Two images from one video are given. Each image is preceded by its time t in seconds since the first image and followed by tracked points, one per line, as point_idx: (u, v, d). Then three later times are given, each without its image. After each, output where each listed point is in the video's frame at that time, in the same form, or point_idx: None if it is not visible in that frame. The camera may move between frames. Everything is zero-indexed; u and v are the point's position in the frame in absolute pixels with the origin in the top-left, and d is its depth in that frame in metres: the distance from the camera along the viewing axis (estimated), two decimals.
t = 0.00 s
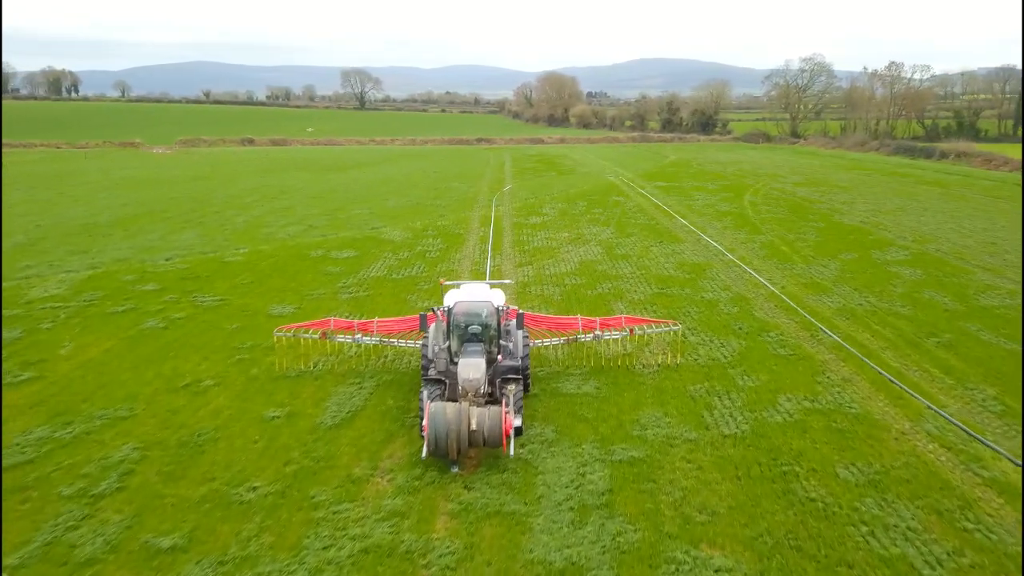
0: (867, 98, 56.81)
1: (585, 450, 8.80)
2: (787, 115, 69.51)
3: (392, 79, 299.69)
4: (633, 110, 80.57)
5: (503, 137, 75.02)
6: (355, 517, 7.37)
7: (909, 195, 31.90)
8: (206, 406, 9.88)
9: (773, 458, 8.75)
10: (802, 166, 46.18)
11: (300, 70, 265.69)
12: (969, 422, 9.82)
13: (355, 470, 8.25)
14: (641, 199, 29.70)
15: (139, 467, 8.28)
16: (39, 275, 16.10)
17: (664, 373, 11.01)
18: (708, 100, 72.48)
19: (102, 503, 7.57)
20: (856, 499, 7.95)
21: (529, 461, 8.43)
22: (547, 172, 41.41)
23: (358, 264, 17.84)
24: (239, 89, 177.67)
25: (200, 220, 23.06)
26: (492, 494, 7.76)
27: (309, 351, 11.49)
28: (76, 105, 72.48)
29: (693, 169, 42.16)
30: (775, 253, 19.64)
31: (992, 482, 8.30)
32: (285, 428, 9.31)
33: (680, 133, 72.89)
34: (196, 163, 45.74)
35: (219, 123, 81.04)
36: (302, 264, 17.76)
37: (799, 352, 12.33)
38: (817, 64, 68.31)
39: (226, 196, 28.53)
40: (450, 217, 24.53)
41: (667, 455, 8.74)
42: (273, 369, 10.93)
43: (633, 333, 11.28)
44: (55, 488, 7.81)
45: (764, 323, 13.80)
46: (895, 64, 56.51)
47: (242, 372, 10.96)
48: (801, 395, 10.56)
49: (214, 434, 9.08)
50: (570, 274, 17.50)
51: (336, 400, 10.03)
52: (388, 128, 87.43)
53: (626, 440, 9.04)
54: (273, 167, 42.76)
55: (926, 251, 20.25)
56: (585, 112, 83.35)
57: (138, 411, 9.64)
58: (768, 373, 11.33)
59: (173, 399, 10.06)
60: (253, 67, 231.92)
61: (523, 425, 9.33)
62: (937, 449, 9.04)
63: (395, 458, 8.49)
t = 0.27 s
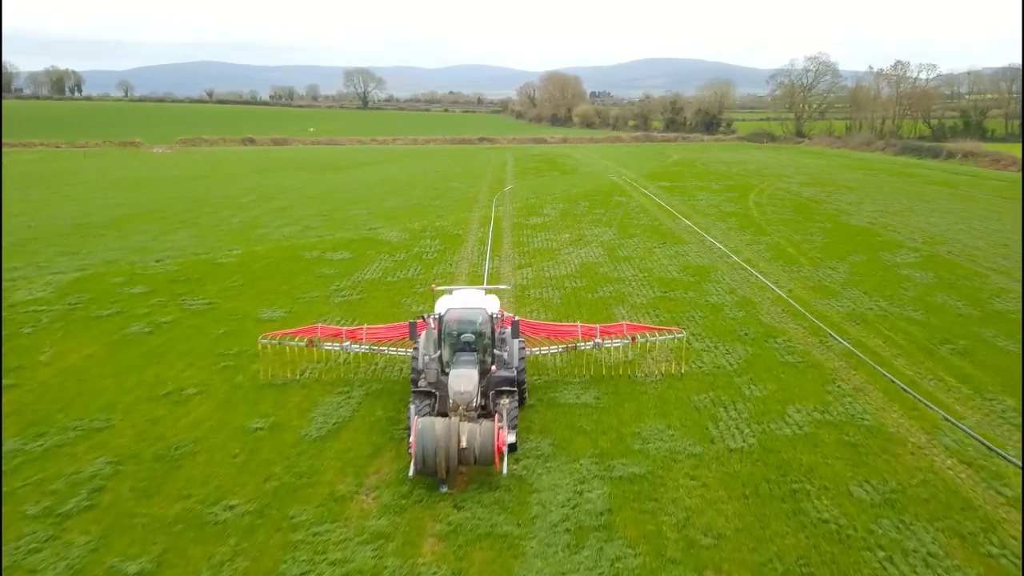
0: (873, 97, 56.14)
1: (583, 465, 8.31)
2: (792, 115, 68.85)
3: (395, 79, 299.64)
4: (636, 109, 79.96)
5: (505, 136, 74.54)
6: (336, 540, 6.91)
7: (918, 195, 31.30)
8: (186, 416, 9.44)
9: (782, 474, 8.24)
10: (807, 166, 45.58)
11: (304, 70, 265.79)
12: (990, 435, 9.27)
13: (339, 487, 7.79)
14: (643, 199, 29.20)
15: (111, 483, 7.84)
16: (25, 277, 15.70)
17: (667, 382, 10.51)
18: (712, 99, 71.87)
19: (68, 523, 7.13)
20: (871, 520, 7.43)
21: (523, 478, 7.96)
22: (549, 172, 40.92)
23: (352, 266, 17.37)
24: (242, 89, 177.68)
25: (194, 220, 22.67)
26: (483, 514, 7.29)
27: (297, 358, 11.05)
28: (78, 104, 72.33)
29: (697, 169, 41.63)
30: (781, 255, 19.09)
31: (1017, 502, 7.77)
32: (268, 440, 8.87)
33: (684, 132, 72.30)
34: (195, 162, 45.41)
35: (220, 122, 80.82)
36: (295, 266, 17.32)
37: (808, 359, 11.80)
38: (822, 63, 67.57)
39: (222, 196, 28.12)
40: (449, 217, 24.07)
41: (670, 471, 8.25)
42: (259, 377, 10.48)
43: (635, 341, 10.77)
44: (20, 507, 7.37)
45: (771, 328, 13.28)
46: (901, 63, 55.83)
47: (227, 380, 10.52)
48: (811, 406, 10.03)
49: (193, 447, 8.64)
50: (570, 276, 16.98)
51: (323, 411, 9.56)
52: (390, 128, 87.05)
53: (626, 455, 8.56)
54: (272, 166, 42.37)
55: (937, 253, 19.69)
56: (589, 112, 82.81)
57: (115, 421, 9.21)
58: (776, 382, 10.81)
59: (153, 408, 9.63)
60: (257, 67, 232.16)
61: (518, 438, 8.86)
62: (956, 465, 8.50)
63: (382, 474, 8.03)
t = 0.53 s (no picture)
0: (879, 97, 55.48)
1: (580, 483, 7.83)
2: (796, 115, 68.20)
3: (399, 79, 299.54)
4: (639, 108, 79.37)
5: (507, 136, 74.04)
6: (313, 566, 6.45)
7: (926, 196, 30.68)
8: (164, 428, 9.00)
9: (791, 493, 7.74)
10: (812, 166, 44.97)
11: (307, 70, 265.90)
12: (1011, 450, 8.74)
13: (320, 507, 7.33)
14: (646, 199, 28.68)
15: (78, 501, 7.39)
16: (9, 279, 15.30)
17: (670, 393, 10.01)
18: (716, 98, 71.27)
19: (29, 545, 6.68)
20: (888, 545, 6.92)
21: (516, 497, 7.47)
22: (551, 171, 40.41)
23: (347, 268, 16.91)
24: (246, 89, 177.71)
25: (188, 221, 22.27)
26: (472, 538, 6.81)
27: (283, 367, 10.59)
28: (79, 104, 72.08)
29: (700, 168, 41.08)
30: (787, 257, 18.55)
31: None
32: (248, 454, 8.40)
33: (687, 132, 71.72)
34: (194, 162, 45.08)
35: (222, 122, 80.56)
36: (288, 268, 16.87)
37: (817, 367, 11.28)
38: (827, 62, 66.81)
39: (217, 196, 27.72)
40: (447, 218, 23.60)
41: (672, 490, 7.75)
42: (242, 386, 10.02)
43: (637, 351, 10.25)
44: None
45: (778, 333, 12.76)
46: (907, 62, 55.14)
47: (209, 389, 10.07)
48: (821, 418, 9.52)
49: (168, 462, 8.18)
50: (570, 279, 16.45)
51: (306, 423, 9.08)
52: (392, 127, 86.68)
53: (626, 472, 8.07)
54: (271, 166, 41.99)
55: (948, 255, 19.10)
56: (591, 112, 82.29)
57: (89, 433, 8.77)
58: (785, 392, 10.30)
59: (130, 419, 9.19)
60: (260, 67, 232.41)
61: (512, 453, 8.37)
62: (976, 482, 7.98)
63: (365, 492, 7.56)
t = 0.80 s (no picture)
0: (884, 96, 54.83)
1: (575, 504, 7.34)
2: (800, 114, 67.55)
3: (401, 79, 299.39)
4: (642, 108, 78.78)
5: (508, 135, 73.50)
6: None
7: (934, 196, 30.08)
8: (138, 441, 8.55)
9: (802, 516, 7.23)
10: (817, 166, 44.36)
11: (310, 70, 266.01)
12: None
13: (297, 530, 6.87)
14: (648, 200, 28.16)
15: (41, 522, 6.94)
16: None
17: (672, 405, 9.51)
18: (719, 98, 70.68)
19: None
20: None
21: (507, 521, 7.00)
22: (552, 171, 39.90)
23: (339, 271, 16.45)
24: (249, 88, 177.79)
25: (180, 222, 21.86)
26: (459, 565, 6.34)
27: (267, 376, 10.13)
28: (80, 103, 71.85)
29: (704, 168, 40.54)
30: (793, 260, 18.00)
31: None
32: (225, 471, 7.95)
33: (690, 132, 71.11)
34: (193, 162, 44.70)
35: (222, 121, 80.27)
36: (279, 270, 16.42)
37: (826, 377, 10.76)
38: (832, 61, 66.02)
39: (212, 197, 27.29)
40: (445, 219, 23.13)
41: (674, 512, 7.26)
42: (221, 398, 9.54)
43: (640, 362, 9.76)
44: None
45: (785, 341, 12.24)
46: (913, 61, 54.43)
47: (189, 400, 9.62)
48: (831, 432, 9.01)
49: (139, 479, 7.73)
50: (569, 282, 15.92)
51: (288, 438, 8.61)
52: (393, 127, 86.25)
53: (625, 492, 7.58)
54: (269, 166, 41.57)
55: (959, 258, 18.52)
56: (594, 112, 81.76)
57: (59, 447, 8.34)
58: (793, 404, 9.78)
59: (104, 431, 8.75)
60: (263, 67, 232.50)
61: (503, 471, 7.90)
62: (998, 503, 7.48)
63: (347, 514, 7.10)
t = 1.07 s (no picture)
0: (889, 96, 54.25)
1: (570, 529, 6.85)
2: (804, 114, 66.98)
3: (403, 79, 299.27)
4: (644, 107, 78.25)
5: (510, 135, 73.04)
6: None
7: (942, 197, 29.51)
8: (109, 457, 8.10)
9: (813, 543, 6.73)
10: (822, 166, 43.80)
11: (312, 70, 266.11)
12: None
13: (271, 558, 6.41)
14: (650, 201, 27.66)
15: None
16: None
17: (673, 419, 9.01)
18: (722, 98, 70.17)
19: None
20: None
21: (496, 549, 6.51)
22: (553, 171, 39.43)
23: (332, 275, 15.99)
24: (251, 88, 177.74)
25: (172, 224, 21.45)
26: None
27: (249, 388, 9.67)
28: (80, 103, 71.64)
29: (707, 169, 40.05)
30: (799, 263, 17.49)
31: None
32: (198, 490, 7.49)
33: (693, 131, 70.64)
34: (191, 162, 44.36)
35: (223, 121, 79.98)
36: (270, 274, 15.98)
37: (836, 388, 10.25)
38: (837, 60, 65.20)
39: (207, 198, 26.87)
40: (442, 220, 22.67)
41: (676, 539, 6.76)
42: (199, 411, 9.06)
43: (639, 374, 9.07)
44: None
45: (792, 349, 11.72)
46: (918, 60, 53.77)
47: (166, 412, 9.17)
48: (842, 449, 8.50)
49: (107, 500, 7.27)
50: (568, 286, 15.40)
51: (266, 455, 8.14)
52: (395, 126, 85.87)
53: (623, 515, 7.09)
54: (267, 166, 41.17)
55: (971, 261, 17.96)
56: (596, 112, 81.28)
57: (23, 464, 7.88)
58: (801, 418, 9.26)
59: (73, 447, 8.30)
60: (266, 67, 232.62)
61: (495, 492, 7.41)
62: None
63: (325, 540, 6.64)
